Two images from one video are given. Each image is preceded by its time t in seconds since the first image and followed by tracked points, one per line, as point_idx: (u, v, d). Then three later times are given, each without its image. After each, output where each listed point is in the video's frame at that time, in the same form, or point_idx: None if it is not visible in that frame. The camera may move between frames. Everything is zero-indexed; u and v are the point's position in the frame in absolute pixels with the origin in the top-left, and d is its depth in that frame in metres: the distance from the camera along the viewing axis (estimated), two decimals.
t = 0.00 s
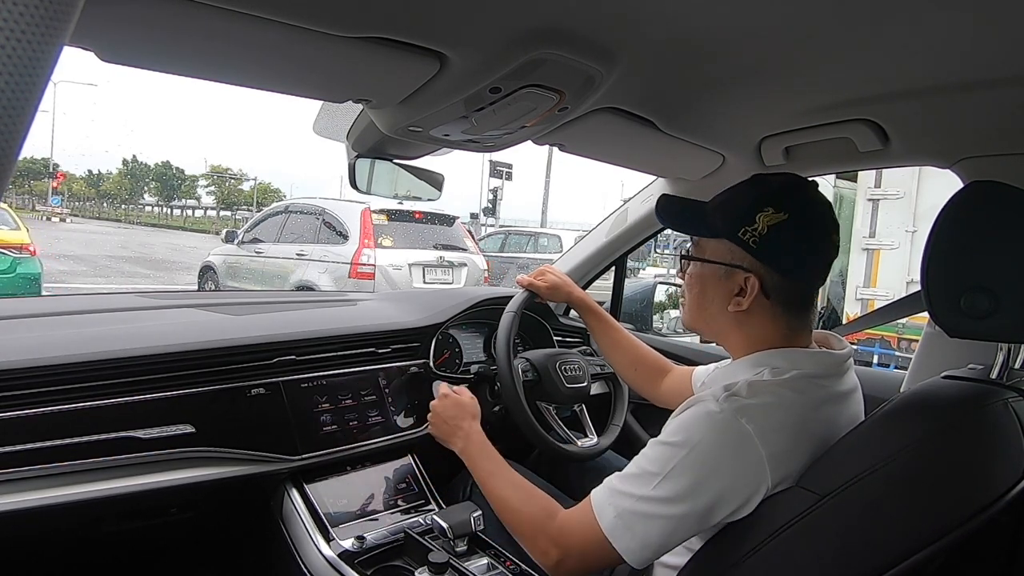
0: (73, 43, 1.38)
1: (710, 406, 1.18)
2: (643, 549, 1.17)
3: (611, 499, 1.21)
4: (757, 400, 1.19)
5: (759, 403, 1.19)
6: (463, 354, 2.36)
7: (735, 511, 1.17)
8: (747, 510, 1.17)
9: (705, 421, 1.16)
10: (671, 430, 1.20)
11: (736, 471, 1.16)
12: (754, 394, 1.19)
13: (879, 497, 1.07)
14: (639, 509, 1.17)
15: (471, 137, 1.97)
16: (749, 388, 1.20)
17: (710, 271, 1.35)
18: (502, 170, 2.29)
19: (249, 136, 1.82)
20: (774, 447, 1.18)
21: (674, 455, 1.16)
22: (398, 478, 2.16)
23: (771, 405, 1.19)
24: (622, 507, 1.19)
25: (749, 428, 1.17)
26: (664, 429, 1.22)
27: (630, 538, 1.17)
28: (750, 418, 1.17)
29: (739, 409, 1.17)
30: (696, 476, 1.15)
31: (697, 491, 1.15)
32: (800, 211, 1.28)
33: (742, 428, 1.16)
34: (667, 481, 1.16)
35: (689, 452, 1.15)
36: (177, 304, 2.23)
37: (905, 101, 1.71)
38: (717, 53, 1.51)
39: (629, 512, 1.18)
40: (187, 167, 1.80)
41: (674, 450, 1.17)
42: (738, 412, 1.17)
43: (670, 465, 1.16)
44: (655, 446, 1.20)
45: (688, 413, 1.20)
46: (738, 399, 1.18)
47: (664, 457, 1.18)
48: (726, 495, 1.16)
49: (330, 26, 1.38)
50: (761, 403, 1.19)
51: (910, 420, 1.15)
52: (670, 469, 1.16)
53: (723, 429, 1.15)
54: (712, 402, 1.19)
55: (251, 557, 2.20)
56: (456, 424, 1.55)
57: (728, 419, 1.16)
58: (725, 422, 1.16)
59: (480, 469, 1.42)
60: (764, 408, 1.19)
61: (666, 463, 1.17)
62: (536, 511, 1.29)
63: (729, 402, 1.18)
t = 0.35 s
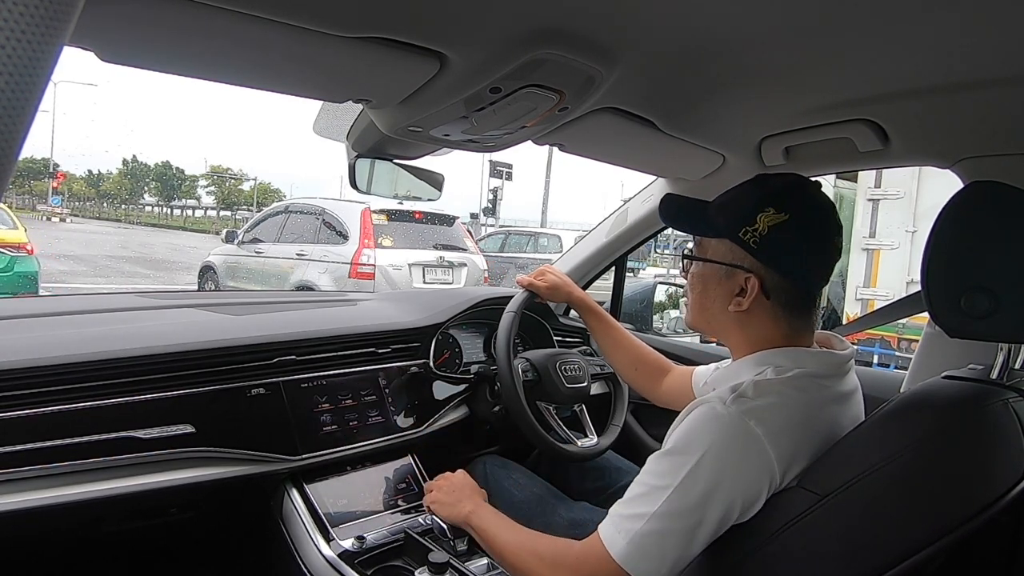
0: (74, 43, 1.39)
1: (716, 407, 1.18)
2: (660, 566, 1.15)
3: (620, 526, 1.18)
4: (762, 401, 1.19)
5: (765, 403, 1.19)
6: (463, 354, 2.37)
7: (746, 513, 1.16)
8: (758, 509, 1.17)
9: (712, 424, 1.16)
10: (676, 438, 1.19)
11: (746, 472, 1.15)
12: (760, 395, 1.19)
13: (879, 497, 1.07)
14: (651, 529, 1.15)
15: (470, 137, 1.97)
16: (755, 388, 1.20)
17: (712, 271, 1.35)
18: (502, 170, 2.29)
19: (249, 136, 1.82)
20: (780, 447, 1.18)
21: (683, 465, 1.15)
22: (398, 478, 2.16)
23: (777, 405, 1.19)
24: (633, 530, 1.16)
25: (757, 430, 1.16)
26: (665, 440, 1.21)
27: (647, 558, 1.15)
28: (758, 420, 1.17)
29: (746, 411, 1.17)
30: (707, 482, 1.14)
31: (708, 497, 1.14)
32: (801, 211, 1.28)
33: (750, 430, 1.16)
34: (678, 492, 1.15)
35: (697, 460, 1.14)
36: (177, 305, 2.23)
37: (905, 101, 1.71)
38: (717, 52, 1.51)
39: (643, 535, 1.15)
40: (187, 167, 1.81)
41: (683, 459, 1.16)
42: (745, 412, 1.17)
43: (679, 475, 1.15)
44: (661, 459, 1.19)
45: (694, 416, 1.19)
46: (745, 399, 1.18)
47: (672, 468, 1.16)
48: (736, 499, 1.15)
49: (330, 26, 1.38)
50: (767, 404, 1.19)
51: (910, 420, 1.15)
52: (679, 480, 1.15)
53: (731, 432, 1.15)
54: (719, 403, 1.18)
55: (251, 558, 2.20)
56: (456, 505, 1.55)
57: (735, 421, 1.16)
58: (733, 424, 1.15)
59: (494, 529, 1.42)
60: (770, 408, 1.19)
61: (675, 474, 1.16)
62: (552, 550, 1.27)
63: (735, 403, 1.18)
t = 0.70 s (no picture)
0: (74, 43, 1.39)
1: (720, 408, 1.18)
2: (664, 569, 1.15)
3: (624, 530, 1.18)
4: (766, 401, 1.19)
5: (768, 404, 1.19)
6: (463, 354, 2.37)
7: (749, 514, 1.16)
8: (763, 508, 1.17)
9: (715, 425, 1.15)
10: (679, 440, 1.19)
11: (750, 472, 1.15)
12: (763, 395, 1.19)
13: (878, 498, 1.07)
14: (656, 533, 1.15)
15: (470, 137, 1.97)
16: (758, 389, 1.20)
17: (719, 281, 1.33)
18: (502, 170, 2.29)
19: (249, 136, 1.82)
20: (783, 447, 1.18)
21: (687, 468, 1.15)
22: (398, 478, 2.16)
23: (780, 405, 1.19)
24: (637, 534, 1.16)
25: (761, 431, 1.16)
26: (667, 443, 1.21)
27: (652, 562, 1.15)
28: (762, 420, 1.17)
29: (750, 412, 1.17)
30: (711, 484, 1.14)
31: (712, 499, 1.14)
32: (796, 204, 1.30)
33: (754, 431, 1.16)
34: (682, 495, 1.14)
35: (701, 462, 1.14)
36: (176, 305, 2.22)
37: (905, 101, 1.71)
38: (717, 52, 1.51)
39: (648, 538, 1.15)
40: (187, 167, 1.81)
41: (687, 462, 1.15)
42: (749, 413, 1.17)
43: (682, 478, 1.15)
44: (664, 461, 1.19)
45: (697, 418, 1.19)
46: (749, 400, 1.18)
47: (677, 471, 1.16)
48: (742, 499, 1.15)
49: (330, 26, 1.38)
50: (771, 404, 1.19)
51: (910, 420, 1.15)
52: (683, 483, 1.15)
53: (735, 433, 1.15)
54: (722, 404, 1.18)
55: (251, 558, 2.20)
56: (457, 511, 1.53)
57: (739, 422, 1.15)
58: (736, 426, 1.15)
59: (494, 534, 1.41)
60: (773, 409, 1.19)
61: (679, 477, 1.15)
62: (553, 555, 1.27)
63: (739, 404, 1.18)
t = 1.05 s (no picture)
0: (74, 43, 1.39)
1: (718, 408, 1.18)
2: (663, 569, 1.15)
3: (624, 531, 1.18)
4: (765, 401, 1.19)
5: (767, 404, 1.19)
6: (463, 354, 2.37)
7: (749, 513, 1.17)
8: (762, 508, 1.17)
9: (714, 425, 1.16)
10: (678, 440, 1.19)
11: (750, 472, 1.15)
12: (762, 395, 1.19)
13: (879, 498, 1.07)
14: (656, 533, 1.15)
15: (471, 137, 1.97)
16: (758, 388, 1.20)
17: (717, 286, 1.33)
18: (502, 170, 2.29)
19: (250, 136, 1.83)
20: (782, 447, 1.18)
21: (686, 468, 1.15)
22: (398, 478, 2.16)
23: (779, 406, 1.20)
24: (638, 535, 1.16)
25: (761, 431, 1.16)
26: (666, 444, 1.21)
27: (653, 563, 1.15)
28: (761, 420, 1.17)
29: (748, 411, 1.17)
30: (710, 484, 1.14)
31: (712, 499, 1.14)
32: (786, 202, 1.32)
33: (754, 431, 1.16)
34: (681, 495, 1.14)
35: (701, 462, 1.14)
36: (176, 305, 2.22)
37: (905, 101, 1.71)
38: (717, 53, 1.51)
39: (648, 538, 1.15)
40: (187, 168, 1.81)
41: (687, 461, 1.16)
42: (748, 413, 1.17)
43: (682, 478, 1.15)
44: (663, 461, 1.19)
45: (696, 418, 1.19)
46: (748, 400, 1.18)
47: (677, 470, 1.16)
48: (741, 499, 1.15)
49: (330, 26, 1.38)
50: (769, 404, 1.19)
51: (909, 421, 1.15)
52: (682, 483, 1.15)
53: (734, 433, 1.15)
54: (721, 404, 1.18)
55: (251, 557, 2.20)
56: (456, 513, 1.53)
57: (738, 422, 1.16)
58: (736, 425, 1.15)
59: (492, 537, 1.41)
60: (772, 409, 1.19)
61: (678, 477, 1.15)
62: (553, 554, 1.27)
63: (737, 403, 1.18)
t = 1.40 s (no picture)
0: (74, 44, 1.39)
1: (717, 410, 1.18)
2: (662, 568, 1.15)
3: (620, 527, 1.18)
4: (763, 403, 1.19)
5: (766, 405, 1.19)
6: (463, 354, 2.37)
7: (748, 514, 1.17)
8: (761, 508, 1.17)
9: (713, 427, 1.16)
10: (676, 440, 1.19)
11: (749, 473, 1.15)
12: (761, 396, 1.20)
13: (878, 499, 1.07)
14: (654, 532, 1.15)
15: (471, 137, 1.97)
16: (756, 390, 1.20)
17: (714, 286, 1.33)
18: (502, 170, 2.29)
19: (250, 136, 1.82)
20: (781, 448, 1.18)
21: (685, 468, 1.15)
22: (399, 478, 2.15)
23: (778, 407, 1.20)
24: (636, 533, 1.16)
25: (759, 432, 1.17)
26: (665, 443, 1.21)
27: (650, 561, 1.15)
28: (759, 421, 1.17)
29: (746, 413, 1.17)
30: (709, 485, 1.14)
31: (711, 500, 1.14)
32: (781, 202, 1.32)
33: (752, 432, 1.16)
34: (680, 495, 1.15)
35: (699, 462, 1.15)
36: (176, 305, 2.22)
37: (905, 101, 1.71)
38: (716, 53, 1.51)
39: (646, 537, 1.15)
40: (187, 168, 1.81)
41: (686, 462, 1.16)
42: (746, 415, 1.17)
43: (681, 478, 1.15)
44: (662, 461, 1.19)
45: (695, 419, 1.19)
46: (746, 401, 1.18)
47: (676, 471, 1.16)
48: (740, 499, 1.15)
49: (330, 26, 1.38)
50: (768, 405, 1.19)
51: (908, 422, 1.15)
52: (681, 483, 1.15)
53: (733, 435, 1.15)
54: (719, 405, 1.18)
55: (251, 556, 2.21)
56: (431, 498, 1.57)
57: (737, 424, 1.16)
58: (734, 426, 1.16)
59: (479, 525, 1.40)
60: (771, 410, 1.19)
61: (677, 477, 1.16)
62: (546, 544, 1.27)
63: (735, 405, 1.18)
